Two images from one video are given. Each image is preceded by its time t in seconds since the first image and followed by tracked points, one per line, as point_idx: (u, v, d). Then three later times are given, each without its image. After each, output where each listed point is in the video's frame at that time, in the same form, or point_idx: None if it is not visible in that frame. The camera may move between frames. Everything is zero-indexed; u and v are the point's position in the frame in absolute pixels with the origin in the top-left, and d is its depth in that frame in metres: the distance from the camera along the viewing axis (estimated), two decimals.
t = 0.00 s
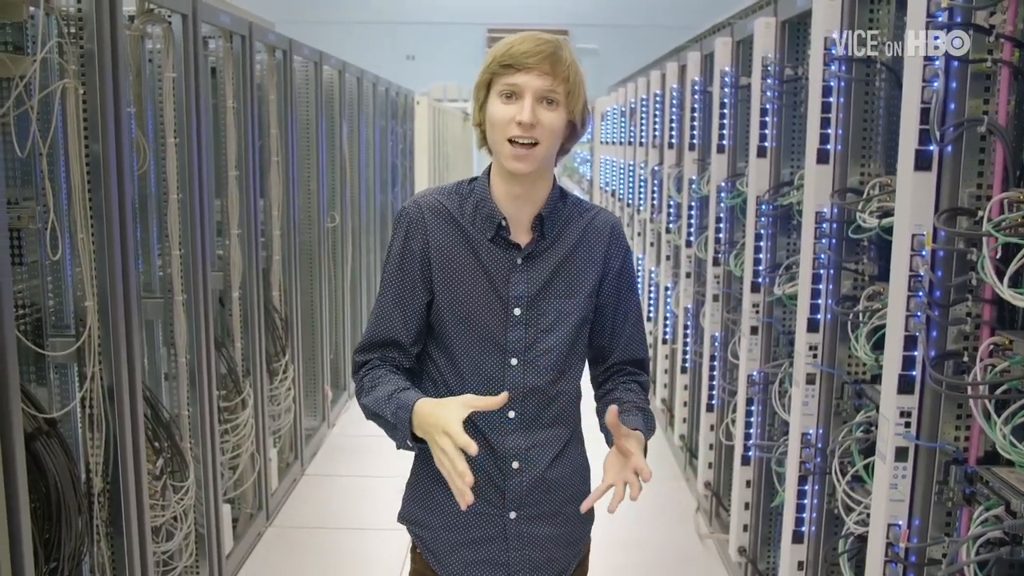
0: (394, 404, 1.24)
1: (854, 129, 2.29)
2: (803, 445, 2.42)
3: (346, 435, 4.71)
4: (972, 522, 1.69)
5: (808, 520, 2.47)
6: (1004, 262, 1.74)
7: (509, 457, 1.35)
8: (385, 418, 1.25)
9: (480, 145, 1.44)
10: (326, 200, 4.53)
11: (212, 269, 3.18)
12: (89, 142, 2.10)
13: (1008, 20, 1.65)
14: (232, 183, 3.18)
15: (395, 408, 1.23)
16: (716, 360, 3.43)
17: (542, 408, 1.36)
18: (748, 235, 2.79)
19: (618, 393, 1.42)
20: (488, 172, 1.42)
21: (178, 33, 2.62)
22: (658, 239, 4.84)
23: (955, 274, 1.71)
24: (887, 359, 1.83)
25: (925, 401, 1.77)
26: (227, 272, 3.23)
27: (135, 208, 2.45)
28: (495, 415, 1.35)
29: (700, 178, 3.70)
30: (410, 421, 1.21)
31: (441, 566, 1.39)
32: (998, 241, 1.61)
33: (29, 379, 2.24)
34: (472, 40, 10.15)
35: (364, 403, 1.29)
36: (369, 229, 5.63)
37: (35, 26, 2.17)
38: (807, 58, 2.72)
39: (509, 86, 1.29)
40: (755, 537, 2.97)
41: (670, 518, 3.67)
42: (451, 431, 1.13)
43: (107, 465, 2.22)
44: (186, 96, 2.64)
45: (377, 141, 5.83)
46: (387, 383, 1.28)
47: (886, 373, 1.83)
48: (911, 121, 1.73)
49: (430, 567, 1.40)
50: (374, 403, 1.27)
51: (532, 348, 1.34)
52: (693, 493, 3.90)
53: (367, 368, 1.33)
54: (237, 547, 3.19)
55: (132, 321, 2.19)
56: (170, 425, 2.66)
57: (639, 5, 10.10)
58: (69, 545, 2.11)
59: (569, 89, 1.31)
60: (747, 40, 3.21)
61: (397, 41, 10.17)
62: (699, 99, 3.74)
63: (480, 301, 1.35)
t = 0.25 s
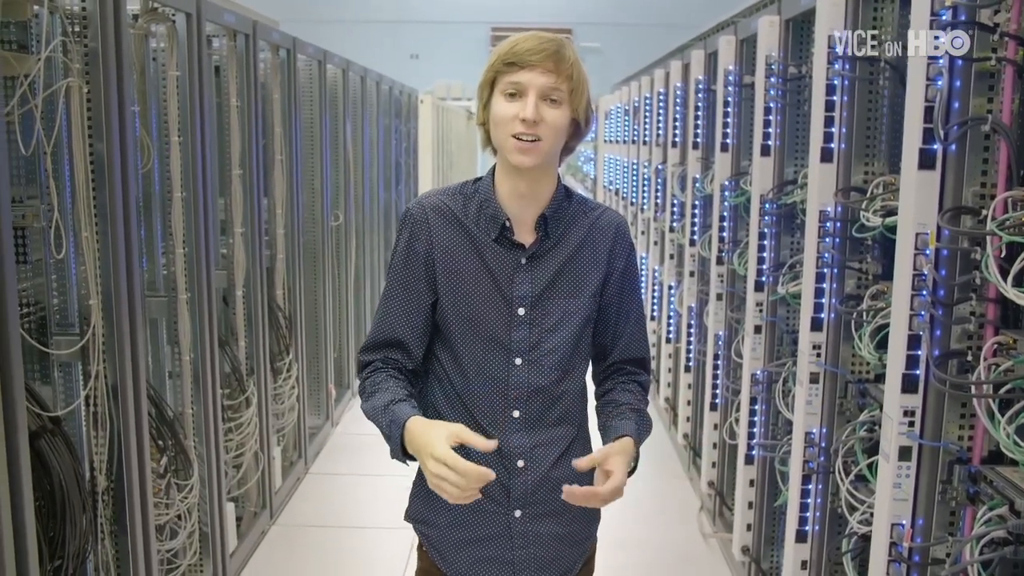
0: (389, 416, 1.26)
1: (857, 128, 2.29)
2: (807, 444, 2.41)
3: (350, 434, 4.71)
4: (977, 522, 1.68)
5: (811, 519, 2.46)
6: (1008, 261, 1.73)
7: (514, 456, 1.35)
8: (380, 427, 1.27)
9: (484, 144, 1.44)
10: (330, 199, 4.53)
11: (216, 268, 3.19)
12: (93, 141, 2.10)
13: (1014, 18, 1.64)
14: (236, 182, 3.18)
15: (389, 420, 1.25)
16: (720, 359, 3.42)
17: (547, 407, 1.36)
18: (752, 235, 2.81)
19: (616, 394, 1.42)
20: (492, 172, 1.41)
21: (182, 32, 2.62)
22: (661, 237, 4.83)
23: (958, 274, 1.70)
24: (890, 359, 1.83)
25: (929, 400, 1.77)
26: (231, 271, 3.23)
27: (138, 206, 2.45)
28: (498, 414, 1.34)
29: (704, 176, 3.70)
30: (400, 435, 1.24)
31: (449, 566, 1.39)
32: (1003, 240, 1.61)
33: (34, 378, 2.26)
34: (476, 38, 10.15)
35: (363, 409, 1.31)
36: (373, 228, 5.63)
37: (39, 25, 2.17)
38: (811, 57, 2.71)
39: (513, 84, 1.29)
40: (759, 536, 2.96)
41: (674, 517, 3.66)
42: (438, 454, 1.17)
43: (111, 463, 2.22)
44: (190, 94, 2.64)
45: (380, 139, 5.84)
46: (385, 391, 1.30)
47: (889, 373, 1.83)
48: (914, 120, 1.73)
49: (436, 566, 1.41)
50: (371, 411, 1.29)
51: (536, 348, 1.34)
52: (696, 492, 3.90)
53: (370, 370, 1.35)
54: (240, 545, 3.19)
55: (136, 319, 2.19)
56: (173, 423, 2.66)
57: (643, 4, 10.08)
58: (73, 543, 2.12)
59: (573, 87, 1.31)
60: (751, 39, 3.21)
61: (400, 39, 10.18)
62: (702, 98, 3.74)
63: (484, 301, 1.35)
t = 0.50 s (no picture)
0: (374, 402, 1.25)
1: (858, 132, 2.29)
2: (807, 447, 2.41)
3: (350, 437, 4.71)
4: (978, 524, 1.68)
5: (812, 522, 2.46)
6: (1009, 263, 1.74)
7: (516, 458, 1.35)
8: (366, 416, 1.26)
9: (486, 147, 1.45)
10: (331, 202, 4.54)
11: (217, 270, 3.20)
12: (95, 144, 2.11)
13: (1013, 21, 1.66)
14: (237, 185, 3.19)
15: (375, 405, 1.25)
16: (720, 362, 3.43)
17: (550, 409, 1.36)
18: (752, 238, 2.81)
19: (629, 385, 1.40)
20: (493, 174, 1.42)
21: (183, 36, 2.62)
22: (662, 240, 4.84)
23: (958, 276, 1.71)
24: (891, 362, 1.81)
25: (929, 402, 1.77)
26: (232, 274, 3.24)
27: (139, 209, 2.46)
28: (503, 415, 1.35)
29: (704, 179, 3.70)
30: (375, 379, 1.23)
31: (449, 569, 1.39)
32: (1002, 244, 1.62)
33: (35, 381, 2.26)
34: (477, 41, 10.16)
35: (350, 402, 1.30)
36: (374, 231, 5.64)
37: (41, 29, 2.18)
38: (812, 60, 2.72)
39: (515, 80, 1.30)
40: (759, 539, 2.96)
41: (674, 520, 3.66)
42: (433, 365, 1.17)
43: (112, 466, 2.22)
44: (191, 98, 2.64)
45: (381, 142, 5.84)
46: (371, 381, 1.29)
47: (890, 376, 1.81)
48: (914, 123, 1.72)
49: (439, 570, 1.40)
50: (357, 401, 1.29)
51: (540, 348, 1.35)
52: (697, 495, 3.90)
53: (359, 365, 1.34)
54: (241, 548, 3.19)
55: (137, 322, 2.20)
56: (174, 426, 2.66)
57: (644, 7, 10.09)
58: (74, 545, 2.12)
59: (574, 84, 1.32)
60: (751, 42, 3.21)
61: (401, 42, 10.19)
62: (703, 101, 3.74)
63: (487, 301, 1.35)
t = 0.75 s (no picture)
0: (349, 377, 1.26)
1: (856, 129, 2.30)
2: (805, 444, 2.42)
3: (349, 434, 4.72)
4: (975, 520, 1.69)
5: (810, 519, 2.47)
6: (1007, 260, 1.74)
7: (516, 453, 1.36)
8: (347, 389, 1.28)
9: (484, 142, 1.44)
10: (329, 200, 4.53)
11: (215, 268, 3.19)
12: (93, 142, 2.10)
13: (1011, 19, 1.64)
14: (235, 183, 3.19)
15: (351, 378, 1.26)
16: (719, 359, 3.43)
17: (550, 403, 1.37)
18: (751, 235, 2.81)
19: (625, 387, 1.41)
20: (491, 171, 1.42)
21: (181, 33, 2.62)
22: (660, 237, 4.84)
23: (956, 273, 1.71)
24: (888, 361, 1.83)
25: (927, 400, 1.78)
26: (231, 271, 3.24)
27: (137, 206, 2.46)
28: (505, 408, 1.35)
29: (703, 177, 3.70)
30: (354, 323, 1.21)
31: (450, 566, 1.39)
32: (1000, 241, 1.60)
33: (33, 379, 2.27)
34: (475, 39, 10.15)
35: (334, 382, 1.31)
36: (372, 228, 5.64)
37: (38, 26, 2.18)
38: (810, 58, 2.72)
39: (511, 84, 1.30)
40: (757, 536, 2.97)
41: (673, 517, 3.67)
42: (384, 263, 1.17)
43: (110, 463, 2.22)
44: (189, 95, 2.64)
45: (380, 140, 5.84)
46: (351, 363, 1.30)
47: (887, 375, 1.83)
48: (912, 120, 1.73)
49: (437, 566, 1.40)
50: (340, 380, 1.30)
51: (541, 341, 1.35)
52: (696, 492, 3.90)
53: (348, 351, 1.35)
54: (239, 546, 3.20)
55: (135, 319, 2.19)
56: (172, 424, 2.67)
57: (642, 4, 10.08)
58: (72, 543, 2.12)
59: (571, 86, 1.31)
60: (749, 39, 3.21)
61: (399, 40, 10.18)
62: (701, 98, 3.74)
63: (487, 294, 1.35)
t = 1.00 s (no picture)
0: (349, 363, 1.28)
1: (851, 124, 2.30)
2: (801, 438, 2.42)
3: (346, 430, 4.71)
4: (970, 514, 1.70)
5: (806, 514, 2.47)
6: (1001, 254, 1.74)
7: (512, 450, 1.36)
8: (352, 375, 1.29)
9: (477, 136, 1.44)
10: (324, 196, 4.53)
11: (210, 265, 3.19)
12: (87, 139, 2.10)
13: (1005, 14, 1.67)
14: (230, 179, 3.18)
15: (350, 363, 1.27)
16: (714, 354, 3.43)
17: (545, 400, 1.37)
18: (746, 230, 2.79)
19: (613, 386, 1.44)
20: (484, 165, 1.41)
21: (176, 29, 2.61)
22: (656, 233, 4.84)
23: (951, 267, 1.72)
24: (884, 354, 1.83)
25: (922, 394, 1.77)
26: (226, 268, 3.23)
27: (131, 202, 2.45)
28: (499, 405, 1.35)
29: (698, 172, 3.70)
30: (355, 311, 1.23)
31: (449, 565, 1.39)
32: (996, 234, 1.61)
33: (29, 376, 2.26)
34: (470, 34, 10.13)
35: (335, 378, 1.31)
36: (367, 225, 5.63)
37: (32, 22, 2.17)
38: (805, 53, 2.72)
39: (506, 73, 1.30)
40: (753, 531, 2.97)
41: (669, 512, 3.67)
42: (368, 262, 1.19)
43: (106, 461, 2.23)
44: (184, 92, 2.63)
45: (375, 136, 5.83)
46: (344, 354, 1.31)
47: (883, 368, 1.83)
48: (907, 115, 1.72)
49: (433, 564, 1.40)
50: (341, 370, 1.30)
51: (535, 339, 1.35)
52: (692, 487, 3.91)
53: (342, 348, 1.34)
54: (236, 543, 3.19)
55: (130, 316, 2.19)
56: (168, 421, 2.67)
57: None
58: (69, 540, 2.12)
59: (566, 76, 1.32)
60: (744, 34, 3.21)
61: (395, 36, 10.16)
62: (696, 94, 3.74)
63: (481, 292, 1.34)
